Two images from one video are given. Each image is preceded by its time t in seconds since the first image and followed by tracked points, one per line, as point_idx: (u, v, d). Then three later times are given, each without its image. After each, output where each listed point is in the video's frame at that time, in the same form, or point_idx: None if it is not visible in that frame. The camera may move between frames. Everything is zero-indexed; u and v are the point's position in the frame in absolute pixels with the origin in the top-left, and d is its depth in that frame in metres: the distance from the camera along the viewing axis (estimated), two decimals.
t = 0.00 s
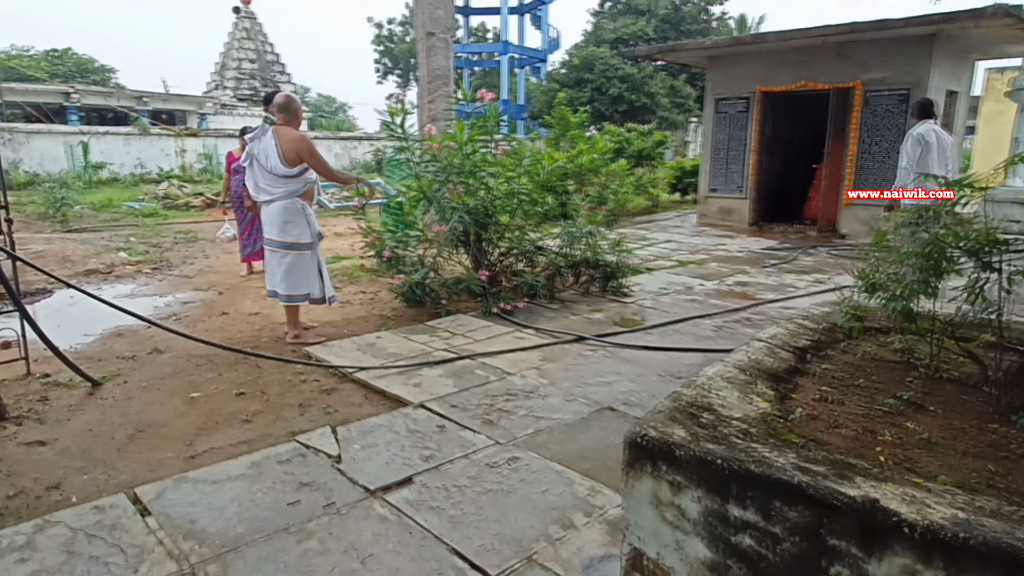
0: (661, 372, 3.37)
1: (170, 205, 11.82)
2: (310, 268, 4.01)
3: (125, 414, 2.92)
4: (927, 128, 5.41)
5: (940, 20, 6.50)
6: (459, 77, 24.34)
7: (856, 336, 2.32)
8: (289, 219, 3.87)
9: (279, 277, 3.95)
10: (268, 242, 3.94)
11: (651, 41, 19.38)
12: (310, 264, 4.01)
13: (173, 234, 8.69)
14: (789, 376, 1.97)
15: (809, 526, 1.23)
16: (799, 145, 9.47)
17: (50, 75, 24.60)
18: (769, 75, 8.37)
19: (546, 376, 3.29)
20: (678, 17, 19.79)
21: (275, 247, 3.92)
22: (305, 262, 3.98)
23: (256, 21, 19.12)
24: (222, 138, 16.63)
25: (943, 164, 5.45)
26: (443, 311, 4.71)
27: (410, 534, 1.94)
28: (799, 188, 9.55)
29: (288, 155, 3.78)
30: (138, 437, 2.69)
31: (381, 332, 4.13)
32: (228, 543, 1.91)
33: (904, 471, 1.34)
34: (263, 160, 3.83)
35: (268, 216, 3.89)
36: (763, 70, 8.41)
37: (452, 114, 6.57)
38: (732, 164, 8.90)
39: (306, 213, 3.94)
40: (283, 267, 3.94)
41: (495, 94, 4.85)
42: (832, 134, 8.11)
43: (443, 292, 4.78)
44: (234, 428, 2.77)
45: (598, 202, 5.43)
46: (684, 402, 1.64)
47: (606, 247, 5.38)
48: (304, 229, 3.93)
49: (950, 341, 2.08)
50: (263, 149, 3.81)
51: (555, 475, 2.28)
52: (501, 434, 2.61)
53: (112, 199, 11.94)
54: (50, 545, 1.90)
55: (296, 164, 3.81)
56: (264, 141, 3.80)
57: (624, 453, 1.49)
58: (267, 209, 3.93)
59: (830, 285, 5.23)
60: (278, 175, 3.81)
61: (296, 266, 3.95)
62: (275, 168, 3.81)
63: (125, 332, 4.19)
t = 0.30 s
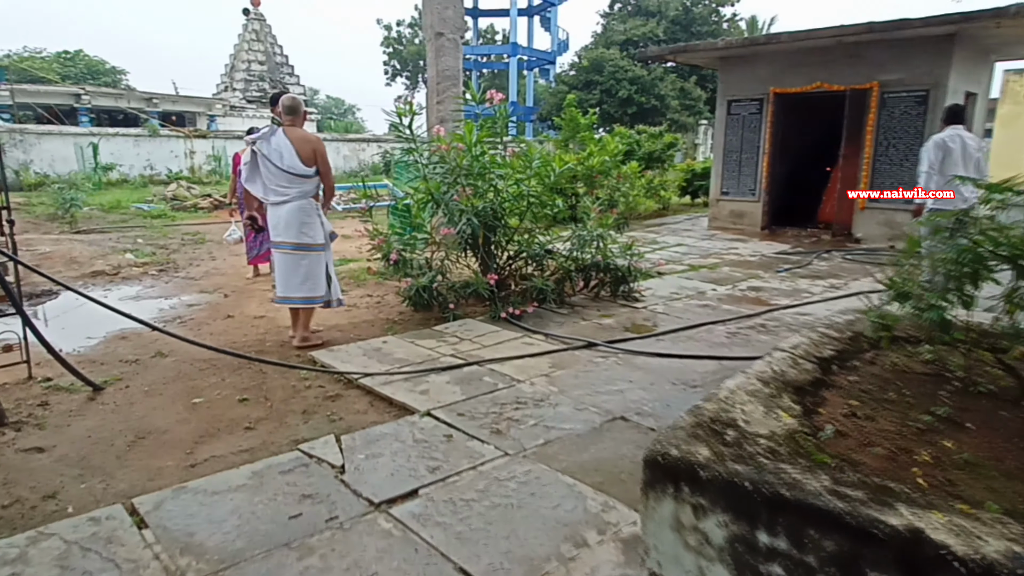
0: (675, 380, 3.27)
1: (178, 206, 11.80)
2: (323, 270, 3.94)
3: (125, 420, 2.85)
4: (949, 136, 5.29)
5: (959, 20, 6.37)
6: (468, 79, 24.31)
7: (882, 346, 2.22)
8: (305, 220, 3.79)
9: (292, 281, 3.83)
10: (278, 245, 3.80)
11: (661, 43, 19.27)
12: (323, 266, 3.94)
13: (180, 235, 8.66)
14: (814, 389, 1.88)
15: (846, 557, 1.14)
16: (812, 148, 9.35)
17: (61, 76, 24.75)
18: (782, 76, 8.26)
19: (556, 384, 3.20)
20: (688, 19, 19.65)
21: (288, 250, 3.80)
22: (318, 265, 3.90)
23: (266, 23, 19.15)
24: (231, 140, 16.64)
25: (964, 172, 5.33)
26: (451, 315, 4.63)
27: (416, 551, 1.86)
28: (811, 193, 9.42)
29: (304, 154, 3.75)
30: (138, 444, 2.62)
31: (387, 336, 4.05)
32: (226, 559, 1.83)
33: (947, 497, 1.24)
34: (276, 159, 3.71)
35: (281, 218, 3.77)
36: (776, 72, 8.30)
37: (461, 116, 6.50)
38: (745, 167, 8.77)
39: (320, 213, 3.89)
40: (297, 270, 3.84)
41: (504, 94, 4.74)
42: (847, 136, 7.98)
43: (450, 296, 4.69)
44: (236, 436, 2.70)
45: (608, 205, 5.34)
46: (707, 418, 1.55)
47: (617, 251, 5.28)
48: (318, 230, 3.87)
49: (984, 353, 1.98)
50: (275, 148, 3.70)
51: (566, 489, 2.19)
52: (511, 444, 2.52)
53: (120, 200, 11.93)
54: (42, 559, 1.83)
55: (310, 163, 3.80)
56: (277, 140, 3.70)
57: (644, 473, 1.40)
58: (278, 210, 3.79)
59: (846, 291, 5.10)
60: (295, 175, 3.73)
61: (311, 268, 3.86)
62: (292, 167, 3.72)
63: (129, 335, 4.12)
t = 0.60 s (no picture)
0: (689, 389, 3.17)
1: (187, 205, 11.78)
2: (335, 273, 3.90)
3: (126, 426, 2.77)
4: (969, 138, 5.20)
5: (980, 18, 6.23)
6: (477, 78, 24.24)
7: (911, 359, 2.12)
8: (325, 225, 3.74)
9: (305, 287, 3.77)
10: (298, 250, 3.70)
11: (671, 42, 19.13)
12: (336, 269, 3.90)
13: (187, 235, 8.62)
14: (841, 404, 1.78)
15: None
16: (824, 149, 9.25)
17: (73, 75, 24.88)
18: (796, 75, 8.12)
19: (567, 392, 3.10)
20: (698, 18, 19.49)
21: (308, 255, 3.72)
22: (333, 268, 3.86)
23: (275, 22, 19.13)
24: (240, 139, 16.62)
25: (985, 175, 5.21)
26: (459, 318, 4.54)
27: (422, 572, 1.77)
28: (824, 194, 9.29)
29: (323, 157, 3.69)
30: (138, 452, 2.54)
31: (394, 340, 3.97)
32: None
33: (997, 533, 1.14)
34: (296, 162, 3.57)
35: (299, 223, 3.67)
36: (790, 71, 8.16)
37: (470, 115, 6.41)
38: (757, 168, 8.64)
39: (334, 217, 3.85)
40: (307, 276, 3.77)
41: (513, 94, 4.63)
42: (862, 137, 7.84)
43: (458, 298, 4.60)
44: (238, 444, 2.62)
45: (620, 207, 5.23)
46: (731, 439, 1.45)
47: (627, 253, 5.18)
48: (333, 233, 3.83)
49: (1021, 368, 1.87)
50: (296, 150, 3.57)
51: (579, 505, 2.09)
52: (520, 456, 2.43)
53: (130, 199, 11.92)
54: None
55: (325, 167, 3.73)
56: (297, 143, 3.57)
57: (665, 500, 1.32)
58: (294, 216, 3.67)
59: (863, 296, 4.98)
60: (317, 179, 3.64)
61: (325, 274, 3.80)
62: (314, 170, 3.63)
63: (133, 337, 4.06)
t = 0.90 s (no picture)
0: (700, 398, 3.09)
1: (194, 208, 11.79)
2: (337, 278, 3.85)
3: (126, 434, 2.73)
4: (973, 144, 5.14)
5: (994, 20, 6.13)
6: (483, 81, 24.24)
7: (933, 370, 2.04)
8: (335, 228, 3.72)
9: (315, 292, 3.70)
10: (311, 252, 3.63)
11: (678, 46, 19.06)
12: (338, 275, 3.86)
13: (194, 238, 8.61)
14: (862, 419, 1.70)
15: None
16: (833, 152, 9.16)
17: (82, 79, 25.06)
18: (807, 78, 8.03)
19: (575, 400, 3.03)
20: (705, 21, 19.40)
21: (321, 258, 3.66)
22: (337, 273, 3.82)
23: (283, 26, 19.17)
24: (247, 142, 16.64)
25: (991, 180, 5.11)
26: (465, 324, 4.48)
27: None
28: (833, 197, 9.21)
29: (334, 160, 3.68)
30: (138, 461, 2.49)
31: (399, 346, 3.91)
32: None
33: None
34: (313, 161, 3.53)
35: (313, 225, 3.60)
36: (800, 74, 8.08)
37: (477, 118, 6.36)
38: (767, 171, 8.56)
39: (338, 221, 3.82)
40: (316, 280, 3.70)
41: (520, 97, 4.58)
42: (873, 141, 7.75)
43: (464, 303, 4.54)
44: (240, 453, 2.56)
45: (628, 210, 5.16)
46: (751, 456, 1.39)
47: (636, 258, 5.11)
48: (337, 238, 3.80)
49: None
50: (314, 150, 3.54)
51: (588, 520, 2.03)
52: (527, 467, 2.37)
53: (137, 202, 11.95)
54: None
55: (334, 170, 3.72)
56: (313, 143, 3.55)
57: (682, 522, 1.26)
58: (307, 218, 3.59)
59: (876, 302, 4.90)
60: (331, 180, 3.63)
61: (334, 278, 3.75)
62: (329, 171, 3.61)
63: (136, 342, 4.02)
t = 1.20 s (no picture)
0: (704, 405, 3.05)
1: (192, 213, 11.74)
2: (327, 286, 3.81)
3: (120, 446, 2.68)
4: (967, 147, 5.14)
5: (995, 23, 6.10)
6: (482, 84, 24.21)
7: (943, 380, 2.00)
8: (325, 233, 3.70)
9: (313, 299, 3.65)
10: (309, 259, 3.58)
11: (677, 48, 19.04)
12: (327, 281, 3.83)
13: (192, 243, 8.56)
14: (875, 431, 1.66)
15: None
16: (833, 155, 9.15)
17: (81, 83, 25.04)
18: (807, 81, 8.00)
19: (578, 408, 2.99)
20: (704, 24, 19.37)
21: (317, 264, 3.63)
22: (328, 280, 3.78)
23: (281, 29, 19.14)
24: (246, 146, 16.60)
25: (985, 180, 5.07)
26: (466, 329, 4.44)
27: None
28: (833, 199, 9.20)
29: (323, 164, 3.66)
30: (132, 474, 2.45)
31: (398, 353, 3.87)
32: None
33: None
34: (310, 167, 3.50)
35: (310, 231, 3.57)
36: (800, 76, 8.04)
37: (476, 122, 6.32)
38: (767, 174, 8.52)
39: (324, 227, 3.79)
40: (313, 287, 3.66)
41: (520, 101, 4.54)
42: (874, 143, 7.72)
43: (465, 308, 4.50)
44: (236, 465, 2.52)
45: (629, 215, 5.14)
46: (761, 472, 1.34)
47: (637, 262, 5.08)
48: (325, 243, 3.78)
49: None
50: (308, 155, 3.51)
51: (593, 534, 1.98)
52: (529, 479, 2.32)
53: (135, 207, 11.90)
54: None
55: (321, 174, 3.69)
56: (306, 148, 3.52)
57: (693, 542, 1.21)
58: (303, 225, 3.55)
59: (878, 306, 4.86)
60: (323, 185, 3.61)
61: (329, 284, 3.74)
62: (320, 175, 3.59)
63: (132, 350, 3.97)
